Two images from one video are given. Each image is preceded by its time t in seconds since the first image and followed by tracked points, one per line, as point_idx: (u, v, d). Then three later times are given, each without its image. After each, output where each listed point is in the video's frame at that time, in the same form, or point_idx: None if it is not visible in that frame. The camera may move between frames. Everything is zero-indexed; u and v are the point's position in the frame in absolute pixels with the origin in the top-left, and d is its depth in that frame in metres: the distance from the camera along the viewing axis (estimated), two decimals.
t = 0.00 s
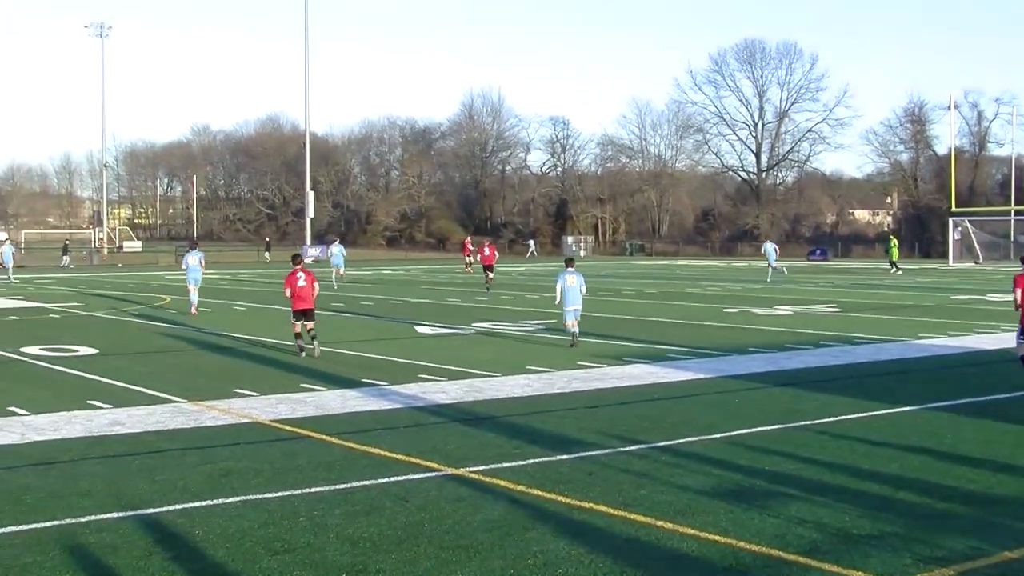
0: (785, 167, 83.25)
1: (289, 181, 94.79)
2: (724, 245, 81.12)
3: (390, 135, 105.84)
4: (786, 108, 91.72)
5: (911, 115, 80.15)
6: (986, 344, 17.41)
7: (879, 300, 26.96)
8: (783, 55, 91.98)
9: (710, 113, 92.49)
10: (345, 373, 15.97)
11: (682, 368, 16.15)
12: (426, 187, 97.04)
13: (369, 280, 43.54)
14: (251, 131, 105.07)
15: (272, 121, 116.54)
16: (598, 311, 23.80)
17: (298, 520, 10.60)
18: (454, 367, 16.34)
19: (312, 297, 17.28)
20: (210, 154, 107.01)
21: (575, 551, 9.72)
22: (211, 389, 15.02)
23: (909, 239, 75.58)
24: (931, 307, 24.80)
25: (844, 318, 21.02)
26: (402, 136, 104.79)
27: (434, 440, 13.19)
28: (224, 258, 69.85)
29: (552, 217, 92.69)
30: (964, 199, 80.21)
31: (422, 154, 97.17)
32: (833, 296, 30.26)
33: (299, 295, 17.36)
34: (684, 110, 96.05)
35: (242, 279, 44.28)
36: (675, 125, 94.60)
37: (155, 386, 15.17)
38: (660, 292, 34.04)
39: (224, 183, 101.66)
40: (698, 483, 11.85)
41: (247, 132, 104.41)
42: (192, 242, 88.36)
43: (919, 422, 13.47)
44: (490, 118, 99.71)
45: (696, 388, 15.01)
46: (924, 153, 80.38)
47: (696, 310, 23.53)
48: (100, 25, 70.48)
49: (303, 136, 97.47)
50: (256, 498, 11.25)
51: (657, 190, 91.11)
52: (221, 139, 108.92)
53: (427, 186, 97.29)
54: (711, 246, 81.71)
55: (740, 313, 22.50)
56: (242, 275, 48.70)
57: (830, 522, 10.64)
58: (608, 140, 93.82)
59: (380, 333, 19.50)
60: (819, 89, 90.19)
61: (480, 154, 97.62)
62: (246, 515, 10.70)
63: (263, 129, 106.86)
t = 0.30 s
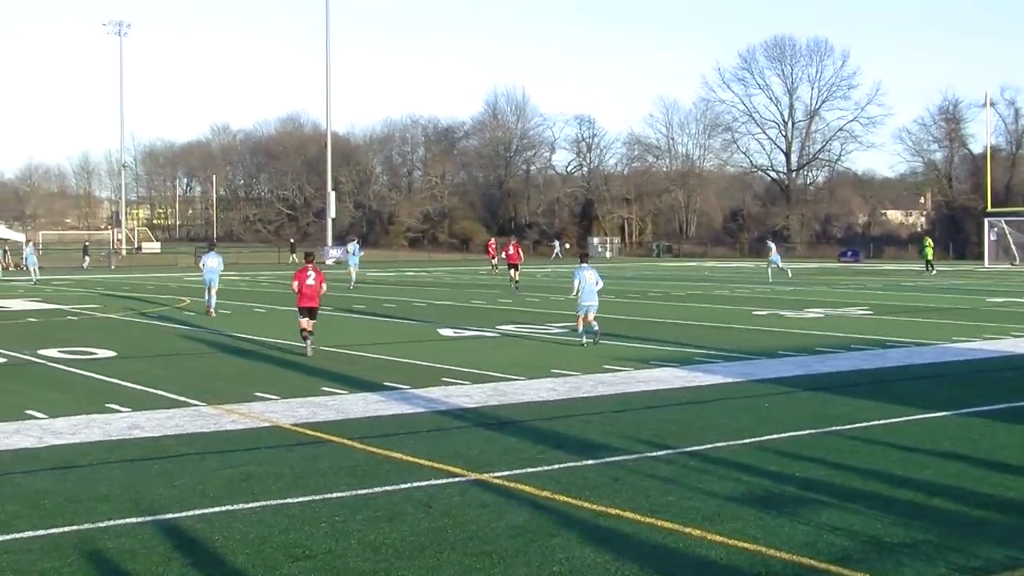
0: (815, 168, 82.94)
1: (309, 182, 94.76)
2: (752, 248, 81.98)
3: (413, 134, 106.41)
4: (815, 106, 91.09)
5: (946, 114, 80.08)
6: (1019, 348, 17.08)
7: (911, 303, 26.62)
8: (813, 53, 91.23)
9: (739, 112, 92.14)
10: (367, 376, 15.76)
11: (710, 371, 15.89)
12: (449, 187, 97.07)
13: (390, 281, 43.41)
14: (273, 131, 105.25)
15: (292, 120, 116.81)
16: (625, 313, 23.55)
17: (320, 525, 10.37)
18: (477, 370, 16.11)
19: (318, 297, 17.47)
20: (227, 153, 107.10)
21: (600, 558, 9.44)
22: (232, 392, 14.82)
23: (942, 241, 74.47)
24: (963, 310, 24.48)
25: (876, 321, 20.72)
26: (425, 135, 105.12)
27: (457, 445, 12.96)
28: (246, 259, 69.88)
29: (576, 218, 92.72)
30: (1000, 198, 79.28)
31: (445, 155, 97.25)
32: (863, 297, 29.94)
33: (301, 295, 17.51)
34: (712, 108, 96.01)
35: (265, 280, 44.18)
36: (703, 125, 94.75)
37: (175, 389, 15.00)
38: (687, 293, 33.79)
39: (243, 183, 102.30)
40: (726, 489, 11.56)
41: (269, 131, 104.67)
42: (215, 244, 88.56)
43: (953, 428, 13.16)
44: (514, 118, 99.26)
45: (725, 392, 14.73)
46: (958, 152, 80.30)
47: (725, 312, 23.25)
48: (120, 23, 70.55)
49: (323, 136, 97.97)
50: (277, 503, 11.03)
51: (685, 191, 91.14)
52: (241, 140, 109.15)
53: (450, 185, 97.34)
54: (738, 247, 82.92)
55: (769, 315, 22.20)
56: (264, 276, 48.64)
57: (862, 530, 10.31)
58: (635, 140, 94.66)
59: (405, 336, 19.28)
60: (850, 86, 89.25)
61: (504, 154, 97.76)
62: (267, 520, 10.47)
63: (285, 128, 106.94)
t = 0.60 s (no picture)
0: (850, 168, 81.97)
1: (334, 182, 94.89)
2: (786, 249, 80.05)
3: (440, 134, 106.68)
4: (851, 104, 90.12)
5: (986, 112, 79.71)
6: None
7: (949, 306, 26.20)
8: (848, 50, 90.20)
9: (773, 111, 91.54)
10: (392, 380, 15.54)
11: (742, 376, 15.59)
12: (477, 187, 97.01)
13: (417, 283, 43.31)
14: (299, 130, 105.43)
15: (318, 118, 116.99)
16: (656, 316, 23.28)
17: (344, 532, 10.08)
18: (505, 374, 15.85)
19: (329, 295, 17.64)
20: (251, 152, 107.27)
21: (631, 566, 9.11)
22: (256, 396, 14.61)
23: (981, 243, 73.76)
24: (1002, 313, 24.06)
25: (913, 325, 20.38)
26: (452, 135, 105.41)
27: (485, 450, 12.70)
28: (270, 260, 70.05)
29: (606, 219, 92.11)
30: None
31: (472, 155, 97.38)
32: (901, 301, 29.52)
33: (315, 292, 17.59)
34: (744, 107, 95.56)
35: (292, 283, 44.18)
36: (736, 124, 94.57)
37: (198, 393, 14.79)
38: (720, 296, 33.52)
39: (268, 183, 102.57)
40: (760, 496, 11.21)
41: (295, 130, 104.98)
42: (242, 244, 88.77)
43: (993, 435, 12.77)
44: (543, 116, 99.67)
45: (758, 397, 14.42)
46: (998, 152, 79.80)
47: (759, 316, 22.94)
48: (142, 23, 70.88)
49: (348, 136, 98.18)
50: (301, 510, 10.76)
51: (717, 191, 90.38)
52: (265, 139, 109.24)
53: (478, 185, 97.30)
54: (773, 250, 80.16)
55: (804, 319, 21.87)
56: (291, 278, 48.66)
57: (899, 538, 9.91)
58: (666, 138, 92.99)
59: (433, 339, 19.06)
60: (887, 84, 88.27)
61: (532, 153, 97.96)
62: (290, 527, 10.20)
63: (310, 128, 107.04)
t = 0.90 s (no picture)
0: (882, 166, 80.73)
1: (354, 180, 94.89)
2: (817, 249, 79.24)
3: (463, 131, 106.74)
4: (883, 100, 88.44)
5: None
6: None
7: (982, 307, 25.79)
8: (881, 44, 88.30)
9: (803, 107, 90.41)
10: (413, 381, 15.33)
11: (772, 378, 15.30)
12: (500, 186, 97.18)
13: (439, 284, 43.15)
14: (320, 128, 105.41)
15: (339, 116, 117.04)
16: (683, 317, 23.02)
17: (365, 537, 9.85)
18: (528, 376, 15.61)
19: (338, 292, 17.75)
20: (270, 150, 107.17)
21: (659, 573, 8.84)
22: (276, 398, 14.42)
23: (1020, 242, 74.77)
24: None
25: (946, 327, 20.04)
26: (475, 133, 105.49)
27: (509, 454, 12.46)
28: (289, 260, 70.08)
29: (631, 218, 91.54)
30: None
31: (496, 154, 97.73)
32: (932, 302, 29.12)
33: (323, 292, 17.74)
34: (773, 104, 94.63)
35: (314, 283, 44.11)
36: (764, 121, 93.84)
37: (216, 395, 14.59)
38: (748, 296, 33.20)
39: (288, 182, 102.67)
40: (790, 502, 10.91)
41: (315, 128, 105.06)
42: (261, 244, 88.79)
43: None
44: (567, 113, 98.97)
45: (787, 401, 14.13)
46: None
47: (787, 317, 22.62)
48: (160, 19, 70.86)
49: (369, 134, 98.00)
50: (322, 514, 10.54)
51: (745, 190, 89.71)
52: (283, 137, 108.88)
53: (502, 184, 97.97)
54: (803, 250, 79.84)
55: (834, 320, 21.56)
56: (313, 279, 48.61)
57: (934, 546, 9.59)
58: (693, 137, 92.26)
59: (455, 341, 18.85)
60: (920, 80, 86.59)
61: (556, 150, 97.96)
62: (311, 532, 9.98)
63: (330, 125, 106.87)
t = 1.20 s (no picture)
0: (912, 163, 80.54)
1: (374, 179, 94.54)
2: (845, 248, 78.52)
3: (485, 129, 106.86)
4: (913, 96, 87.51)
5: None
6: None
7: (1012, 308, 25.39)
8: (910, 39, 86.62)
9: (830, 103, 89.57)
10: (432, 383, 15.09)
11: (799, 380, 15.01)
12: (521, 184, 97.26)
13: (456, 284, 42.92)
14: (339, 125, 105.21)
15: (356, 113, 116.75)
16: (706, 318, 22.73)
17: (384, 542, 9.61)
18: (550, 378, 15.36)
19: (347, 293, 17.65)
20: (289, 148, 106.94)
21: None
22: (293, 400, 14.20)
23: None
24: None
25: (975, 328, 19.71)
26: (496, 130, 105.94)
27: (530, 457, 12.21)
28: (306, 259, 69.91)
29: (655, 217, 89.38)
30: None
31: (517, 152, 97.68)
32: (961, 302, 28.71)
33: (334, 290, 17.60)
34: (800, 100, 94.01)
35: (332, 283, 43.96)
36: (791, 117, 93.28)
37: (233, 397, 14.37)
38: (771, 296, 32.86)
39: (306, 179, 102.62)
40: (817, 507, 10.62)
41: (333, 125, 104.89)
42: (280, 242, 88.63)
43: None
44: (590, 110, 99.50)
45: (814, 404, 13.84)
46: None
47: (812, 318, 22.32)
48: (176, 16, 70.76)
49: (387, 131, 97.78)
50: (340, 517, 10.31)
51: (771, 188, 90.15)
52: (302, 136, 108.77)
53: (523, 182, 97.96)
54: (830, 249, 79.12)
55: (862, 321, 21.22)
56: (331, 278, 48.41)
57: (967, 552, 9.29)
58: (719, 133, 91.29)
59: (475, 342, 18.62)
60: (951, 76, 85.39)
61: (579, 148, 98.35)
62: (330, 536, 9.74)
63: (348, 122, 106.55)
